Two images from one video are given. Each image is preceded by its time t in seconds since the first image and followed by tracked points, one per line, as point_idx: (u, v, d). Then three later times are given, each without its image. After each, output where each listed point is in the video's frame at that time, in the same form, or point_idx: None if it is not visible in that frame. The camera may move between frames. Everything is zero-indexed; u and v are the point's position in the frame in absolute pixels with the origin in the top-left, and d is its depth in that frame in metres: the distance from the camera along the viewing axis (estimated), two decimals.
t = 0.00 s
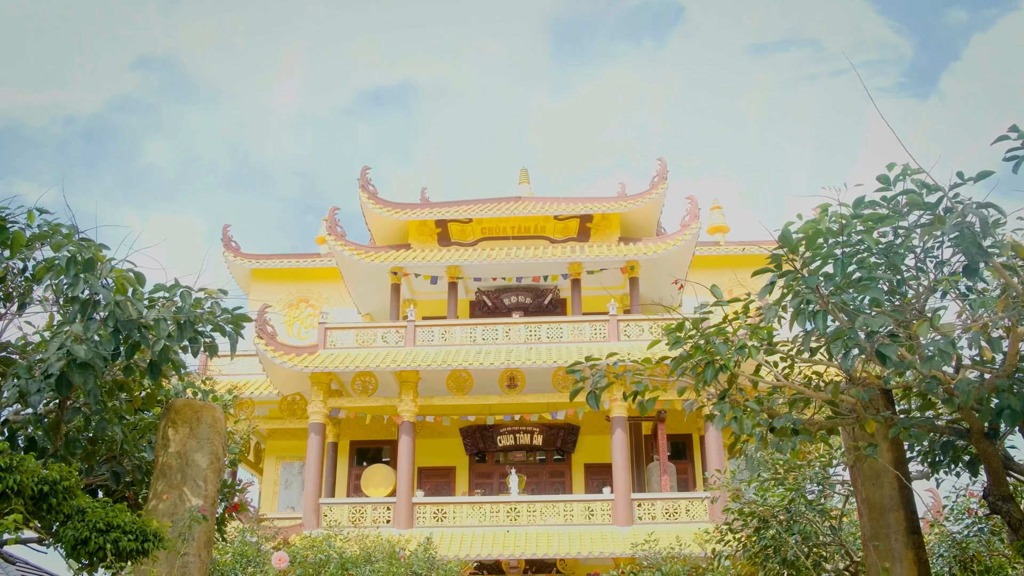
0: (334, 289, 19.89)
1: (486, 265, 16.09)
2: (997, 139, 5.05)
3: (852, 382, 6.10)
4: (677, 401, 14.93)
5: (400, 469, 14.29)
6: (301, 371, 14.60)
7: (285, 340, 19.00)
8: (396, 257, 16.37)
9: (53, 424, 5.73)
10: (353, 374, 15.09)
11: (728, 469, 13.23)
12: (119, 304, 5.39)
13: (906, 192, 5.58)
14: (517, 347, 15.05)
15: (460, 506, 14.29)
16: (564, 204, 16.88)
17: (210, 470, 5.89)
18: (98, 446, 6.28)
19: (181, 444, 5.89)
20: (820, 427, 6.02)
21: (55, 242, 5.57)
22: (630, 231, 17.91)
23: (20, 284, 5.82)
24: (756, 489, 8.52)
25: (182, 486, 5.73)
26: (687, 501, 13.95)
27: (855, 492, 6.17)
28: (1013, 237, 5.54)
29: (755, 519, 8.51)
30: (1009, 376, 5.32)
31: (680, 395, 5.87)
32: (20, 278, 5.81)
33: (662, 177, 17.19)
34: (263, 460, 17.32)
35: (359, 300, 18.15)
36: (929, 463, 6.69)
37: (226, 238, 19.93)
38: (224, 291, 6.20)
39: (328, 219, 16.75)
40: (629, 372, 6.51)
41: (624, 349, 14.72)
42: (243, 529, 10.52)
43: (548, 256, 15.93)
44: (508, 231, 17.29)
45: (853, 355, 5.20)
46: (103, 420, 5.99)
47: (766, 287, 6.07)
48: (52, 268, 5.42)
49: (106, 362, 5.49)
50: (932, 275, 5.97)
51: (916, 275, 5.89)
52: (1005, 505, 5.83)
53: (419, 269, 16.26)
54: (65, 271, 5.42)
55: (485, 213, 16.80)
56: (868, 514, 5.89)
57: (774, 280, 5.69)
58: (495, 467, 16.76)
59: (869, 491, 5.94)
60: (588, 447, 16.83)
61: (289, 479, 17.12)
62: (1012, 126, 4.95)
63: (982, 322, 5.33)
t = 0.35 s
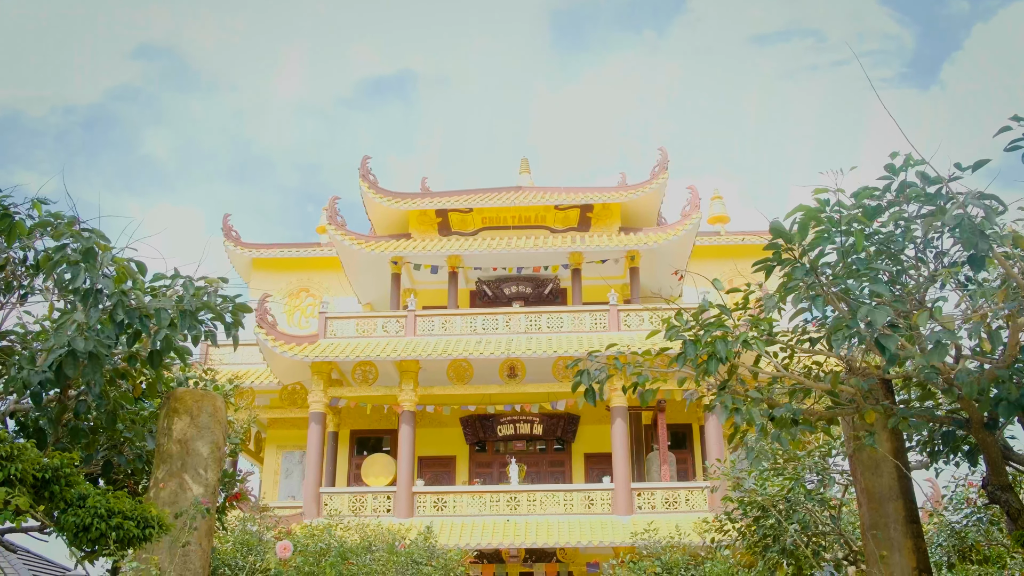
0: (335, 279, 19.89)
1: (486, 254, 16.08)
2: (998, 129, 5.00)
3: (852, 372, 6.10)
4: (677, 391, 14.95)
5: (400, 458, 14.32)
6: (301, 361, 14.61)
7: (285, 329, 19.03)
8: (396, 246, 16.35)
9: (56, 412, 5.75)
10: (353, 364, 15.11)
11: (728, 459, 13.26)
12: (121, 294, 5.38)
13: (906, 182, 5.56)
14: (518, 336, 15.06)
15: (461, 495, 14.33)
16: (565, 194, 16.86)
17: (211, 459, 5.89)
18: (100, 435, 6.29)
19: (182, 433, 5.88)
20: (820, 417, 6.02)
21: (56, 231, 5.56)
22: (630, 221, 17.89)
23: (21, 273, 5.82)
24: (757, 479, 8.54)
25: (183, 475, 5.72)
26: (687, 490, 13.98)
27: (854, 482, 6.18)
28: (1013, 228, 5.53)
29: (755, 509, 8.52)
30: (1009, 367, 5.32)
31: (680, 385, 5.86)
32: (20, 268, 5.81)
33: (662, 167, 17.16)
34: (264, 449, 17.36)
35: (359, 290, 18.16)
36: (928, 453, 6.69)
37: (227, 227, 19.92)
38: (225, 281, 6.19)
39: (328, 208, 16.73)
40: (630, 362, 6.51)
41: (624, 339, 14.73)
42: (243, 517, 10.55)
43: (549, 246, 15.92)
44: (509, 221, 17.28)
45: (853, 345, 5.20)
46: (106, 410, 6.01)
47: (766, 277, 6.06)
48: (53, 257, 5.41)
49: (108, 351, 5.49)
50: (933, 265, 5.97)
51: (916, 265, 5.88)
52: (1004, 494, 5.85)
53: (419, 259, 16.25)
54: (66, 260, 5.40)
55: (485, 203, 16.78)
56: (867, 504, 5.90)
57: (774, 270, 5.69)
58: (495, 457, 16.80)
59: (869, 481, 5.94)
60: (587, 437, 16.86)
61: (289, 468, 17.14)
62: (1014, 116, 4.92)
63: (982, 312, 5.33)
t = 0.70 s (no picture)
0: (335, 269, 19.89)
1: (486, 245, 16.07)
2: (999, 118, 4.98)
3: (851, 361, 6.10)
4: (678, 381, 14.96)
5: (401, 448, 14.34)
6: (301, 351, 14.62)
7: (286, 320, 19.03)
8: (396, 237, 16.34)
9: (55, 402, 5.73)
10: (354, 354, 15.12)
11: (728, 448, 13.29)
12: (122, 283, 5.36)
13: (906, 172, 5.55)
14: (518, 327, 15.07)
15: (461, 485, 14.37)
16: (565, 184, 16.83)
17: (212, 450, 5.86)
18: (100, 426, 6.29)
19: (182, 424, 5.86)
20: (820, 406, 6.02)
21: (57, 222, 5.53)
22: (630, 211, 17.87)
23: (21, 264, 5.80)
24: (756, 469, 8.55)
25: (183, 465, 5.69)
26: (687, 480, 14.02)
27: (853, 471, 6.18)
28: (1013, 218, 5.52)
29: (754, 498, 8.53)
30: (1008, 357, 5.31)
31: (679, 374, 5.84)
32: (21, 258, 5.79)
33: (663, 157, 17.13)
34: (265, 439, 17.39)
35: (359, 280, 18.16)
36: (928, 442, 6.71)
37: (227, 218, 19.91)
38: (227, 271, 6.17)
39: (328, 198, 16.71)
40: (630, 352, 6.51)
41: (624, 329, 14.74)
42: (245, 507, 10.61)
43: (549, 236, 15.91)
44: (509, 211, 17.26)
45: (853, 335, 5.18)
46: (106, 400, 5.99)
47: (766, 268, 6.05)
48: (54, 247, 5.39)
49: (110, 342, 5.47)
50: (932, 255, 5.97)
51: (916, 255, 5.88)
52: (1003, 483, 5.85)
53: (419, 249, 16.24)
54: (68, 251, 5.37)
55: (485, 193, 16.76)
56: (866, 493, 5.90)
57: (774, 261, 5.67)
58: (496, 447, 16.84)
59: (868, 470, 5.95)
60: (588, 427, 16.89)
61: (289, 458, 17.18)
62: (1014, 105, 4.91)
63: (982, 302, 5.32)
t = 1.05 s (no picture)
0: (334, 259, 19.89)
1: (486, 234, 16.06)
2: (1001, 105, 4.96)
3: (851, 350, 6.11)
4: (678, 370, 14.98)
5: (401, 437, 14.37)
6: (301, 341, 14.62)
7: (286, 310, 19.04)
8: (396, 226, 16.32)
9: (56, 392, 5.74)
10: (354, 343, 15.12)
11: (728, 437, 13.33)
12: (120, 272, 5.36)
13: (907, 160, 5.54)
14: (518, 316, 15.07)
15: (462, 474, 14.40)
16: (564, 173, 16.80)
17: (212, 439, 5.77)
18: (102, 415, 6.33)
19: (182, 413, 5.74)
20: (820, 395, 6.03)
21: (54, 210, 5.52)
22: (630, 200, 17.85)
23: (20, 254, 5.80)
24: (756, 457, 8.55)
25: (183, 455, 5.61)
26: (687, 468, 14.06)
27: (852, 459, 6.20)
28: (1014, 206, 5.51)
29: (753, 487, 8.56)
30: (1007, 345, 5.31)
31: (678, 363, 5.85)
32: (20, 248, 5.80)
33: (663, 146, 17.10)
34: (265, 429, 17.42)
35: (359, 270, 18.15)
36: (927, 431, 6.72)
37: (226, 207, 19.89)
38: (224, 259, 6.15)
39: (328, 188, 16.68)
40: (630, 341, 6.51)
41: (624, 318, 14.75)
42: (246, 496, 10.66)
43: (548, 225, 15.89)
44: (508, 200, 17.24)
45: (852, 324, 5.18)
46: (107, 391, 6.02)
47: (766, 257, 6.04)
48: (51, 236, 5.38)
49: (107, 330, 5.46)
50: (933, 244, 5.96)
51: (916, 244, 5.88)
52: (1002, 471, 5.87)
53: (419, 239, 16.23)
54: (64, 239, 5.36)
55: (485, 182, 16.73)
56: (866, 481, 5.91)
57: (774, 249, 5.66)
58: (496, 436, 16.88)
59: (867, 458, 5.97)
60: (588, 416, 16.93)
61: (290, 448, 17.21)
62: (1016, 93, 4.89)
63: (981, 291, 5.32)
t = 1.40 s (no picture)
0: (335, 248, 19.87)
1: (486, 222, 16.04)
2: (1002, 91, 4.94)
3: (851, 337, 6.10)
4: (678, 358, 14.99)
5: (402, 425, 14.40)
6: (301, 330, 14.63)
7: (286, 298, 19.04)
8: (396, 214, 16.30)
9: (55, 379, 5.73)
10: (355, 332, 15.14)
11: (728, 424, 13.36)
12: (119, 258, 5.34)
13: (908, 148, 5.52)
14: (518, 304, 15.07)
15: (462, 462, 14.44)
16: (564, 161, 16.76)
17: (213, 427, 5.76)
18: (102, 403, 6.32)
19: (183, 401, 5.73)
20: (820, 382, 6.02)
21: (52, 198, 5.49)
22: (630, 188, 17.81)
23: (20, 242, 5.79)
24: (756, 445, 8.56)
25: (185, 443, 5.61)
26: (687, 456, 14.09)
27: (852, 447, 6.21)
28: (1015, 193, 5.49)
29: (753, 474, 8.58)
30: (1007, 333, 5.31)
31: (679, 351, 5.84)
32: (19, 236, 5.78)
33: (663, 134, 17.05)
34: (266, 417, 17.46)
35: (359, 258, 18.14)
36: (928, 418, 6.72)
37: (226, 195, 19.85)
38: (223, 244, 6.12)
39: (328, 176, 16.65)
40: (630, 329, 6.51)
41: (624, 306, 14.76)
42: (247, 484, 10.73)
43: (548, 213, 15.87)
44: (508, 188, 17.21)
45: (852, 313, 5.16)
46: (106, 379, 5.99)
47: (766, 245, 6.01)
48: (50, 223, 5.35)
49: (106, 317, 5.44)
50: (933, 231, 5.95)
51: (916, 232, 5.87)
52: (1002, 459, 5.87)
53: (419, 227, 16.21)
54: (63, 226, 5.33)
55: (485, 170, 16.70)
56: (866, 469, 5.93)
57: (774, 237, 5.64)
58: (496, 424, 16.91)
59: (867, 446, 5.97)
60: (588, 404, 16.96)
61: (291, 436, 17.26)
62: (1017, 79, 4.86)
63: (981, 279, 5.31)
